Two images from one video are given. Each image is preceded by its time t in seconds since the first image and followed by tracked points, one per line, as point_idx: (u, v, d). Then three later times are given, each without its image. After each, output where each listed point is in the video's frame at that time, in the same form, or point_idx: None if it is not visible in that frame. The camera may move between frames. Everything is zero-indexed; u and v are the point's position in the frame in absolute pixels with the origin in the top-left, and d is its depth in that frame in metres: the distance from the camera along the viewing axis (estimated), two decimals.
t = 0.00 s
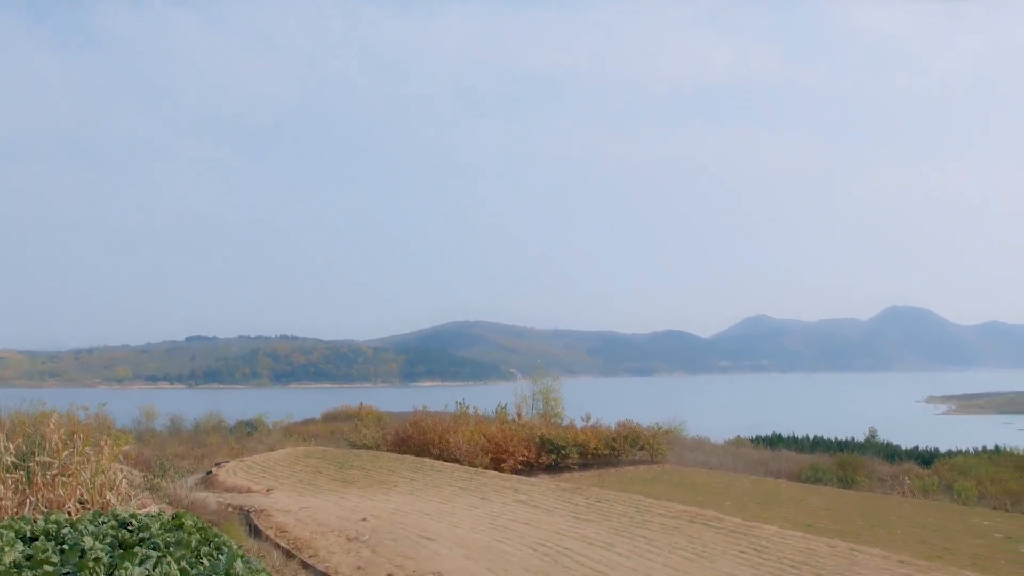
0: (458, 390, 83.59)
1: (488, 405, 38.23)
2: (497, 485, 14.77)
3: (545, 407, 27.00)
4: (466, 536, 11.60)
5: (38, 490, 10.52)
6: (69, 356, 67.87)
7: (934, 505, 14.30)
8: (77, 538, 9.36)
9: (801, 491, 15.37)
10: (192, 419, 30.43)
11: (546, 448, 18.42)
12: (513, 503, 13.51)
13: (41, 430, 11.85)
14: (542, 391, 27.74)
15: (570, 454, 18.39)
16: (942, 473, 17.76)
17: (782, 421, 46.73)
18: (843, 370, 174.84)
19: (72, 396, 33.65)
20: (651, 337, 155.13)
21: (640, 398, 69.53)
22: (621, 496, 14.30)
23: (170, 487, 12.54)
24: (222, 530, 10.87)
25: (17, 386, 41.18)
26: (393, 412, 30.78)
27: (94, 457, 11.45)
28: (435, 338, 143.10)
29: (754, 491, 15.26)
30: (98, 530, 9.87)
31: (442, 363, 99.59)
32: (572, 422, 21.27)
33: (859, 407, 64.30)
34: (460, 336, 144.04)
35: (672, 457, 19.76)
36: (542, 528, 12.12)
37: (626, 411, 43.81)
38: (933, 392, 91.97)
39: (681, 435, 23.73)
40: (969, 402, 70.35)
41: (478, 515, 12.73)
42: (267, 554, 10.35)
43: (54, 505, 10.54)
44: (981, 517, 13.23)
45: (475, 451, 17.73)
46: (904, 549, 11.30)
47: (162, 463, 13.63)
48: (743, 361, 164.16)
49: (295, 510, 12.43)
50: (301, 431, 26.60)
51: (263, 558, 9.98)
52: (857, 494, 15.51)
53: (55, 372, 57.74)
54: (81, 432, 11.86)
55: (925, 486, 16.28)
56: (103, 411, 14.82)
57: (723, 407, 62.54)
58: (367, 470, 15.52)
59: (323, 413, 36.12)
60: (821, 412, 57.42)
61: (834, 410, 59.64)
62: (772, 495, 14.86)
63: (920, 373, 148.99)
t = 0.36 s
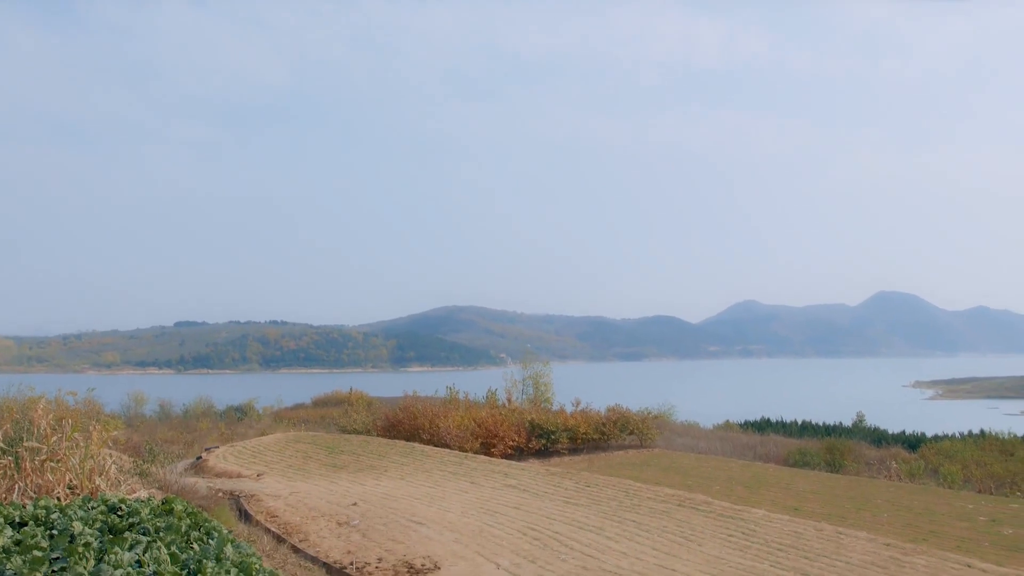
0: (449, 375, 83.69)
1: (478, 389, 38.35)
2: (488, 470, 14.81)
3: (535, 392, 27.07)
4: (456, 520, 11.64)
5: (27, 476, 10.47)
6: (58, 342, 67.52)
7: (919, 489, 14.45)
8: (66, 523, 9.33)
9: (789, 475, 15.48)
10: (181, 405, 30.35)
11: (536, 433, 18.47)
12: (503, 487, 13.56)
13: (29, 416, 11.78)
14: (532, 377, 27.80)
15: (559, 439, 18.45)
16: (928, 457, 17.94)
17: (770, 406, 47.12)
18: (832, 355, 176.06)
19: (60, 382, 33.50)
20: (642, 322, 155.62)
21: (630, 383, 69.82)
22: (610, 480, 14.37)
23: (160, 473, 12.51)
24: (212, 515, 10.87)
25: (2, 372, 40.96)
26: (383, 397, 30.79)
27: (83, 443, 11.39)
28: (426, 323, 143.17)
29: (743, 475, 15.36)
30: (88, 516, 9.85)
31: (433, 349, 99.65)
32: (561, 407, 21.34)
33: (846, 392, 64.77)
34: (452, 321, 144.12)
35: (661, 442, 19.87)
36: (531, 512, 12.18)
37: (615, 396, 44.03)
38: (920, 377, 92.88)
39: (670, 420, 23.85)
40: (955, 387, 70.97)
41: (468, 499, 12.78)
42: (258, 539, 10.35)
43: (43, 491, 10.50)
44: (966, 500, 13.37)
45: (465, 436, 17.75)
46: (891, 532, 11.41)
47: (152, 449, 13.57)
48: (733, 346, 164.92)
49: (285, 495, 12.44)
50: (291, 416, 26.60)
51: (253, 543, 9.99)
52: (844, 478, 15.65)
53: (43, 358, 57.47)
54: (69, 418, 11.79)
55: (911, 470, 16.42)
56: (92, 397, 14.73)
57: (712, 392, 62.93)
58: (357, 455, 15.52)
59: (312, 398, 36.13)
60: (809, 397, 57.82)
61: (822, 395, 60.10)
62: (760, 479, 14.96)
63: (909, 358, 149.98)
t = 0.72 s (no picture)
0: (440, 362, 83.69)
1: (469, 376, 38.42)
2: (478, 457, 14.85)
3: (525, 379, 27.12)
4: (446, 506, 11.69)
5: (15, 464, 10.43)
6: (46, 330, 67.19)
7: (906, 474, 14.58)
8: (55, 510, 9.31)
9: (777, 461, 15.60)
10: (170, 392, 30.29)
11: (526, 419, 18.52)
12: (493, 473, 13.60)
13: (17, 404, 11.72)
14: (522, 363, 27.84)
15: (549, 426, 18.51)
16: (915, 444, 18.10)
17: (759, 393, 47.39)
18: (822, 342, 177.11)
19: (48, 369, 33.36)
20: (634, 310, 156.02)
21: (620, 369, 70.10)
22: (600, 467, 14.43)
23: (149, 460, 12.48)
24: (202, 501, 10.86)
25: None
26: (374, 384, 30.81)
27: (71, 430, 11.35)
28: (418, 311, 143.12)
29: (731, 461, 15.46)
30: (77, 503, 9.83)
31: (424, 336, 99.60)
32: (551, 394, 21.38)
33: (834, 379, 65.21)
34: (443, 308, 144.13)
35: (650, 429, 19.97)
36: (521, 498, 12.23)
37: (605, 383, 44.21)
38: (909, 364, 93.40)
39: (660, 406, 23.99)
40: (942, 374, 71.53)
41: (458, 485, 12.82)
42: (248, 526, 10.37)
43: (32, 479, 10.46)
44: (952, 486, 13.50)
45: (455, 423, 17.78)
46: (877, 517, 11.53)
47: (141, 436, 13.54)
48: (724, 334, 165.71)
49: (275, 482, 12.44)
50: (281, 403, 26.59)
51: (243, 529, 10.01)
52: (832, 464, 15.78)
53: (31, 346, 57.20)
54: (57, 405, 11.74)
55: (898, 456, 16.55)
56: (81, 384, 14.67)
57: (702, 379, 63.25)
58: (347, 442, 15.51)
59: (302, 385, 36.09)
60: (797, 384, 58.22)
61: (811, 382, 60.51)
62: (748, 465, 15.06)
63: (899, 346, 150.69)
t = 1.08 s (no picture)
0: (430, 349, 83.72)
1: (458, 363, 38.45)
2: (467, 442, 14.87)
3: (514, 365, 27.15)
4: (435, 491, 11.72)
5: (2, 450, 10.37)
6: (32, 317, 66.70)
7: (891, 459, 14.70)
8: (43, 497, 9.27)
9: (764, 446, 15.71)
10: (158, 378, 30.16)
11: (515, 405, 18.55)
12: (482, 459, 13.63)
13: (4, 390, 11.64)
14: (511, 349, 27.84)
15: (538, 412, 18.55)
16: (901, 429, 18.26)
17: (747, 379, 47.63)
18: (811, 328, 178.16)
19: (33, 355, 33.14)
20: (624, 297, 156.36)
21: (609, 355, 70.31)
22: (589, 452, 14.49)
23: (137, 446, 12.43)
24: (191, 488, 10.84)
25: None
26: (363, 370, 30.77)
27: (59, 416, 11.28)
28: (408, 297, 142.94)
29: (719, 447, 15.56)
30: (64, 489, 9.79)
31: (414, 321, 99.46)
32: (540, 380, 21.42)
33: (822, 365, 65.63)
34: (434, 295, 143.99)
35: (639, 415, 20.06)
36: (510, 483, 12.28)
37: (595, 369, 44.33)
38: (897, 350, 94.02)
39: (648, 392, 24.07)
40: (927, 360, 71.74)
41: (447, 471, 12.85)
42: (237, 512, 10.35)
43: (19, 466, 10.40)
44: (937, 470, 13.63)
45: (444, 409, 17.80)
46: (863, 501, 11.63)
47: (129, 422, 13.48)
48: (714, 321, 166.43)
49: (264, 468, 12.42)
50: (270, 390, 26.53)
51: (232, 515, 10.01)
52: (818, 449, 15.90)
53: (16, 332, 56.79)
54: (44, 392, 11.66)
55: (884, 441, 16.69)
56: (68, 370, 14.57)
57: (690, 365, 63.58)
58: (337, 428, 15.50)
59: (291, 371, 36.01)
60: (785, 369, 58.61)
61: (799, 368, 60.91)
62: (736, 451, 15.15)
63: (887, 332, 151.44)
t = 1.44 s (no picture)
0: (421, 334, 83.73)
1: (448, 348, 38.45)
2: (456, 427, 14.88)
3: (503, 350, 27.17)
4: (425, 476, 11.74)
5: None
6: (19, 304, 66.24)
7: (879, 443, 14.82)
8: (31, 483, 9.23)
9: (752, 430, 15.80)
10: (146, 364, 30.04)
11: (504, 390, 18.58)
12: (472, 444, 13.66)
13: None
14: (501, 335, 27.85)
15: (528, 397, 18.58)
16: (888, 413, 18.41)
17: (736, 365, 47.87)
18: (801, 314, 179.06)
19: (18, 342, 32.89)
20: (615, 283, 156.59)
21: (599, 341, 70.47)
22: (578, 437, 14.54)
23: (126, 432, 12.39)
24: (180, 473, 10.82)
25: None
26: (352, 356, 30.74)
27: (46, 402, 11.21)
28: (399, 283, 142.69)
29: (707, 431, 15.64)
30: (53, 475, 9.75)
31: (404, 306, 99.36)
32: (530, 365, 21.45)
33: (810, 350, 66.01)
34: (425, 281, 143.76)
35: (628, 400, 20.14)
36: (499, 468, 12.30)
37: (584, 354, 44.44)
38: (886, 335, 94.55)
39: (638, 377, 24.15)
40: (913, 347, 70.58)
41: (437, 456, 12.87)
42: (227, 497, 10.35)
43: (6, 451, 10.34)
44: (922, 454, 13.75)
45: (434, 394, 17.81)
46: (850, 485, 11.73)
47: (118, 408, 13.42)
48: (705, 307, 167.04)
49: (254, 453, 12.40)
50: (259, 375, 26.50)
51: (222, 501, 10.01)
52: (806, 433, 16.01)
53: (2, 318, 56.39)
54: (31, 377, 11.58)
55: (871, 425, 16.82)
56: (55, 356, 14.48)
57: (680, 350, 63.82)
58: (326, 413, 15.49)
59: (280, 357, 35.94)
60: (773, 355, 58.90)
61: (788, 353, 61.22)
62: (724, 435, 15.24)
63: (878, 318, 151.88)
